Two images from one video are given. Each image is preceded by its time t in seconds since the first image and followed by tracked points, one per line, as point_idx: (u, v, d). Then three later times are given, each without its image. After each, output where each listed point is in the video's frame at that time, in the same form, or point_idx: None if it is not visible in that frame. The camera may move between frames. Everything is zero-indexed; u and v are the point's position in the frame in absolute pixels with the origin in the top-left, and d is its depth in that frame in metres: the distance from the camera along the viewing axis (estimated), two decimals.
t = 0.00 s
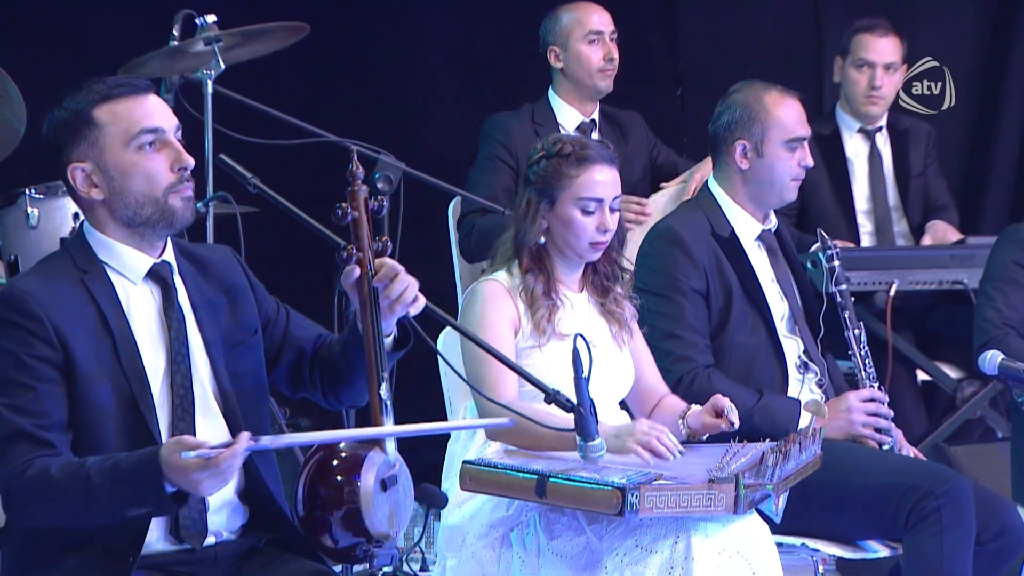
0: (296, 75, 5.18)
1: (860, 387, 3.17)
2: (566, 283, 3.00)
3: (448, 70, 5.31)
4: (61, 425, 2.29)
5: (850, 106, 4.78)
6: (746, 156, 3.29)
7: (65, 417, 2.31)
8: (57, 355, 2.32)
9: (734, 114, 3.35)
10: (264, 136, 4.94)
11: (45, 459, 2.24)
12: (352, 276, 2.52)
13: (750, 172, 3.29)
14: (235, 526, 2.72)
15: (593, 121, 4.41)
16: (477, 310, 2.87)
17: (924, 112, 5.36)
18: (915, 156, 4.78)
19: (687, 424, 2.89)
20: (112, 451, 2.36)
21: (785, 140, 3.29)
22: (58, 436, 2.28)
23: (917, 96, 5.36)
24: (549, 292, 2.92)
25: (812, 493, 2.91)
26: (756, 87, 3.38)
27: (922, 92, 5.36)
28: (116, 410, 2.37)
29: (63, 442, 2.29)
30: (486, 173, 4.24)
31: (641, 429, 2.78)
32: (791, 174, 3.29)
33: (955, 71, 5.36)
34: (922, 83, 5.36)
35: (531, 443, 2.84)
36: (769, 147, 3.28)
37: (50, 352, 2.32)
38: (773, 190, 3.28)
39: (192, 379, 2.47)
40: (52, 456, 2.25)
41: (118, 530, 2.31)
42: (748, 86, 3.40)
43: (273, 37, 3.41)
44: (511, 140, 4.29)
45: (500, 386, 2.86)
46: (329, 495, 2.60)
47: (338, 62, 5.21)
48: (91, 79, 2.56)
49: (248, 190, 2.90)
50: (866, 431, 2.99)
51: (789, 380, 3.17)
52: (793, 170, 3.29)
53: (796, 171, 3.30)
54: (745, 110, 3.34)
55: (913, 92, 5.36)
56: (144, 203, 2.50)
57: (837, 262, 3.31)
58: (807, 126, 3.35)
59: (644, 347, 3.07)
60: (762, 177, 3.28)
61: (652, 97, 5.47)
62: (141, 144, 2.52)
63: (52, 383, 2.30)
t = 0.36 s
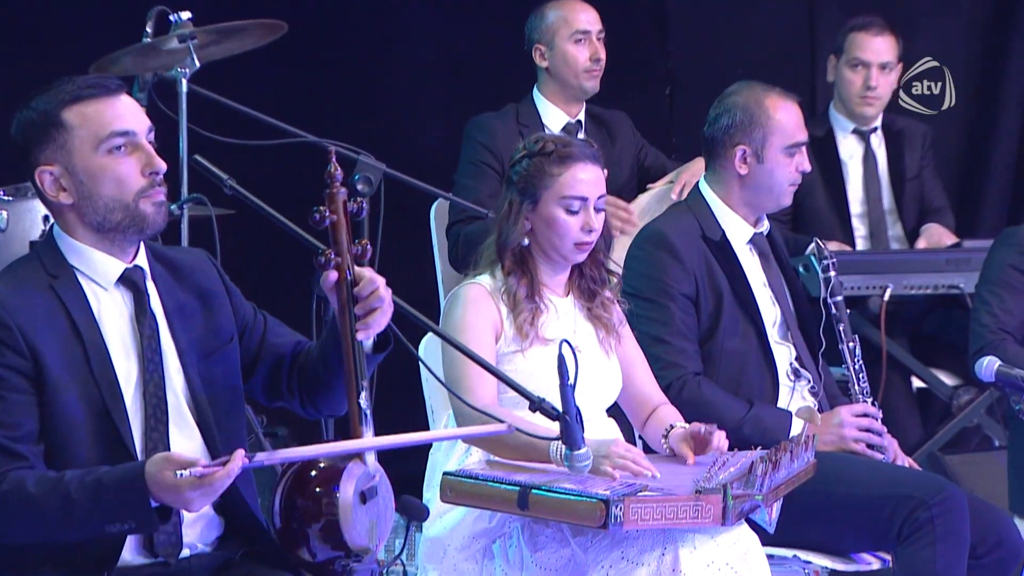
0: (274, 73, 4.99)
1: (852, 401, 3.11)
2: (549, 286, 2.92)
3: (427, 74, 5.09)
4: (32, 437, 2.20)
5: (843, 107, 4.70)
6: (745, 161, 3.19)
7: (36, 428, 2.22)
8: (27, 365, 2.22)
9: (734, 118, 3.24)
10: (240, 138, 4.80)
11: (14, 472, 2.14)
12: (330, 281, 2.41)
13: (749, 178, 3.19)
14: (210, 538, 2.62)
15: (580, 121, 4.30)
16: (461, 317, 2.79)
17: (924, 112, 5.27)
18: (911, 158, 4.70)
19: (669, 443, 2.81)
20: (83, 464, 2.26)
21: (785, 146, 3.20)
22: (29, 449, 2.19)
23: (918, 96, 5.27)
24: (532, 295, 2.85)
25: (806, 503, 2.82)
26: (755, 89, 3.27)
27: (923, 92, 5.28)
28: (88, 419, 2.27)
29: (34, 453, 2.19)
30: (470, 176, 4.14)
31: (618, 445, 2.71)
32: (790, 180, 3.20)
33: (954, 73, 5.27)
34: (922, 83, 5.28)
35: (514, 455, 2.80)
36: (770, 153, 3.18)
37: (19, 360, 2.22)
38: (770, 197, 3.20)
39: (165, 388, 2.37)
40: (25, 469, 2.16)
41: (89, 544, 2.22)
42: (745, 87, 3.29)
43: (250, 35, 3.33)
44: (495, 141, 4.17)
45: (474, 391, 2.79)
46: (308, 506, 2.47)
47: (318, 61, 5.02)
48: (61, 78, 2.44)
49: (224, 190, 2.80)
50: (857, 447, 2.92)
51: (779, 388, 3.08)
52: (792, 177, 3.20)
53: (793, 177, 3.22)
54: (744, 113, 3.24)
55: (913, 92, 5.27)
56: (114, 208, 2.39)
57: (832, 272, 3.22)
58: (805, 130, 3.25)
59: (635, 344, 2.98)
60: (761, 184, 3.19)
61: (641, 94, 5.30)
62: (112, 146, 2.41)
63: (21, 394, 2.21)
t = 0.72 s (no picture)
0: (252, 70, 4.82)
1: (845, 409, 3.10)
2: (533, 289, 2.83)
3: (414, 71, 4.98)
4: None
5: (836, 107, 4.62)
6: (736, 162, 3.11)
7: None
8: None
9: (722, 119, 3.16)
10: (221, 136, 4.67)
11: None
12: (304, 288, 2.29)
13: (740, 179, 3.11)
14: (182, 551, 2.51)
15: (563, 119, 4.19)
16: (444, 319, 2.71)
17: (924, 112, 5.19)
18: (904, 158, 4.62)
19: (655, 449, 2.75)
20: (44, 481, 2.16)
21: (776, 147, 3.13)
22: None
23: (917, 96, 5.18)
24: (517, 299, 2.76)
25: (797, 513, 2.74)
26: (742, 88, 3.20)
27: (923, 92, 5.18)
28: (51, 435, 2.16)
29: None
30: (451, 173, 4.02)
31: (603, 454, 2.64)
32: (780, 180, 3.12)
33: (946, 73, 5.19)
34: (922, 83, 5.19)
35: (496, 456, 2.71)
36: (760, 154, 3.11)
37: None
38: (761, 198, 3.11)
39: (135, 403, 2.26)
40: None
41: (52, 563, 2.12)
42: (732, 86, 3.21)
43: (224, 32, 3.24)
44: (477, 140, 4.04)
45: (459, 393, 2.75)
46: (282, 516, 2.36)
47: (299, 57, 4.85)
48: (34, 79, 2.29)
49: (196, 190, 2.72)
50: (849, 456, 2.84)
51: (769, 395, 3.00)
52: (783, 178, 3.13)
53: (784, 178, 3.14)
54: (733, 113, 3.15)
55: (913, 92, 5.18)
56: (80, 224, 2.24)
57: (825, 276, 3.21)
58: (794, 129, 3.18)
59: (621, 346, 2.90)
60: (752, 185, 3.10)
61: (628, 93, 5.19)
62: (80, 158, 2.26)
63: None
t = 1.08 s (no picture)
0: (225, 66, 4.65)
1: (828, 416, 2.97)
2: (511, 291, 2.71)
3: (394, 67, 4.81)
4: None
5: (824, 105, 4.50)
6: (714, 161, 3.02)
7: None
8: None
9: (701, 115, 3.06)
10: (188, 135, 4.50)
11: None
12: (264, 296, 2.15)
13: (718, 179, 3.02)
14: (139, 563, 2.33)
15: (541, 117, 4.09)
16: (420, 318, 2.59)
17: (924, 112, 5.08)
18: (892, 159, 4.53)
19: (635, 457, 2.63)
20: None
21: (756, 146, 3.03)
22: None
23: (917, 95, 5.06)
24: (492, 301, 2.64)
25: (779, 524, 2.66)
26: (722, 83, 3.10)
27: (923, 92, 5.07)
28: None
29: None
30: (428, 174, 3.91)
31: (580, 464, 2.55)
32: (761, 181, 3.03)
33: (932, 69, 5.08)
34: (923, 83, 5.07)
35: (469, 462, 2.59)
36: (740, 153, 3.01)
37: None
38: (740, 198, 3.02)
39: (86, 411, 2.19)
40: None
41: None
42: (710, 82, 3.12)
43: (188, 26, 3.15)
44: (456, 140, 3.94)
45: (439, 396, 2.64)
46: (245, 528, 2.20)
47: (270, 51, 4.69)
48: None
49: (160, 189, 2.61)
50: (833, 465, 2.76)
51: (751, 402, 2.91)
52: (763, 178, 3.04)
53: (765, 178, 3.05)
54: (712, 109, 3.06)
55: (913, 92, 5.06)
56: (22, 223, 2.14)
57: (805, 281, 3.02)
58: (775, 128, 3.09)
59: (602, 354, 2.79)
60: (730, 185, 3.02)
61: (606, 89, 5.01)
62: (20, 155, 2.16)
63: None
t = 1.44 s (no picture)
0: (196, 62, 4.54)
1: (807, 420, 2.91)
2: (485, 294, 2.61)
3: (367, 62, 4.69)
4: None
5: (803, 101, 4.44)
6: (682, 162, 2.95)
7: None
8: None
9: (676, 111, 3.00)
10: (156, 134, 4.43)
11: None
12: (225, 291, 1.98)
13: (686, 180, 2.95)
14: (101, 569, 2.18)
15: (513, 115, 4.02)
16: (391, 318, 2.48)
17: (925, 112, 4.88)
18: (873, 158, 4.46)
19: (609, 463, 2.55)
20: None
21: (727, 151, 2.95)
22: None
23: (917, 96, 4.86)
24: (465, 306, 2.54)
25: (756, 532, 2.59)
26: (705, 83, 3.01)
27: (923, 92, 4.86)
28: None
29: None
30: (399, 176, 3.86)
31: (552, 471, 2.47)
32: (732, 188, 2.95)
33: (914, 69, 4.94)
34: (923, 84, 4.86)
35: (436, 469, 2.51)
36: (709, 158, 2.94)
37: None
38: (709, 203, 2.95)
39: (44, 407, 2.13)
40: None
41: None
42: (695, 79, 3.03)
43: (146, 20, 3.07)
44: (427, 139, 3.89)
45: (411, 404, 2.55)
46: (206, 534, 2.05)
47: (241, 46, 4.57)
48: None
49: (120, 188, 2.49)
50: (812, 471, 2.69)
51: (729, 407, 2.84)
52: (733, 185, 2.95)
53: (736, 186, 2.97)
54: (687, 109, 2.99)
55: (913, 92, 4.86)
56: None
57: (781, 281, 2.92)
58: (755, 136, 2.99)
59: (578, 360, 2.70)
60: (698, 189, 2.94)
61: (580, 88, 4.88)
62: None
63: None
